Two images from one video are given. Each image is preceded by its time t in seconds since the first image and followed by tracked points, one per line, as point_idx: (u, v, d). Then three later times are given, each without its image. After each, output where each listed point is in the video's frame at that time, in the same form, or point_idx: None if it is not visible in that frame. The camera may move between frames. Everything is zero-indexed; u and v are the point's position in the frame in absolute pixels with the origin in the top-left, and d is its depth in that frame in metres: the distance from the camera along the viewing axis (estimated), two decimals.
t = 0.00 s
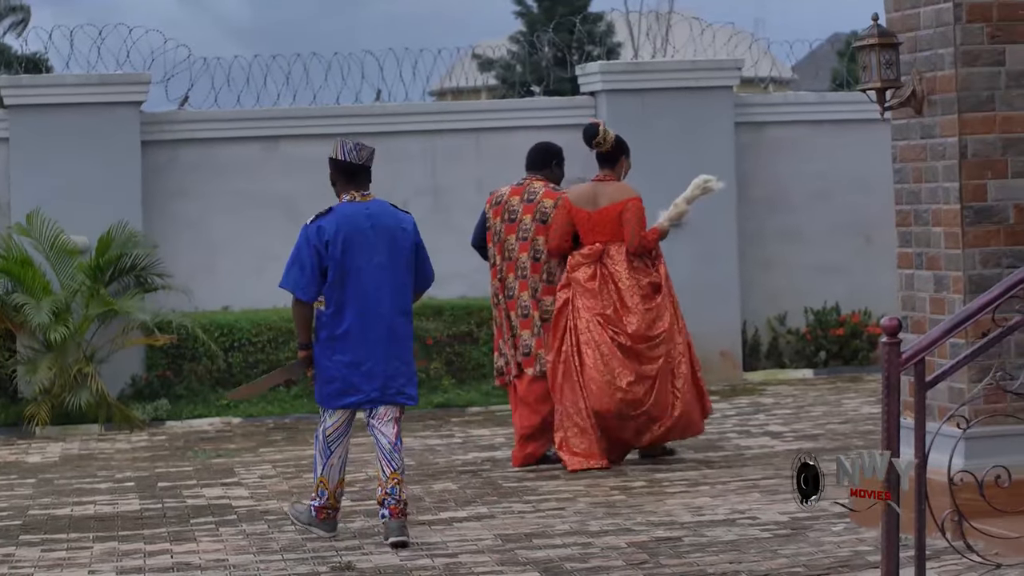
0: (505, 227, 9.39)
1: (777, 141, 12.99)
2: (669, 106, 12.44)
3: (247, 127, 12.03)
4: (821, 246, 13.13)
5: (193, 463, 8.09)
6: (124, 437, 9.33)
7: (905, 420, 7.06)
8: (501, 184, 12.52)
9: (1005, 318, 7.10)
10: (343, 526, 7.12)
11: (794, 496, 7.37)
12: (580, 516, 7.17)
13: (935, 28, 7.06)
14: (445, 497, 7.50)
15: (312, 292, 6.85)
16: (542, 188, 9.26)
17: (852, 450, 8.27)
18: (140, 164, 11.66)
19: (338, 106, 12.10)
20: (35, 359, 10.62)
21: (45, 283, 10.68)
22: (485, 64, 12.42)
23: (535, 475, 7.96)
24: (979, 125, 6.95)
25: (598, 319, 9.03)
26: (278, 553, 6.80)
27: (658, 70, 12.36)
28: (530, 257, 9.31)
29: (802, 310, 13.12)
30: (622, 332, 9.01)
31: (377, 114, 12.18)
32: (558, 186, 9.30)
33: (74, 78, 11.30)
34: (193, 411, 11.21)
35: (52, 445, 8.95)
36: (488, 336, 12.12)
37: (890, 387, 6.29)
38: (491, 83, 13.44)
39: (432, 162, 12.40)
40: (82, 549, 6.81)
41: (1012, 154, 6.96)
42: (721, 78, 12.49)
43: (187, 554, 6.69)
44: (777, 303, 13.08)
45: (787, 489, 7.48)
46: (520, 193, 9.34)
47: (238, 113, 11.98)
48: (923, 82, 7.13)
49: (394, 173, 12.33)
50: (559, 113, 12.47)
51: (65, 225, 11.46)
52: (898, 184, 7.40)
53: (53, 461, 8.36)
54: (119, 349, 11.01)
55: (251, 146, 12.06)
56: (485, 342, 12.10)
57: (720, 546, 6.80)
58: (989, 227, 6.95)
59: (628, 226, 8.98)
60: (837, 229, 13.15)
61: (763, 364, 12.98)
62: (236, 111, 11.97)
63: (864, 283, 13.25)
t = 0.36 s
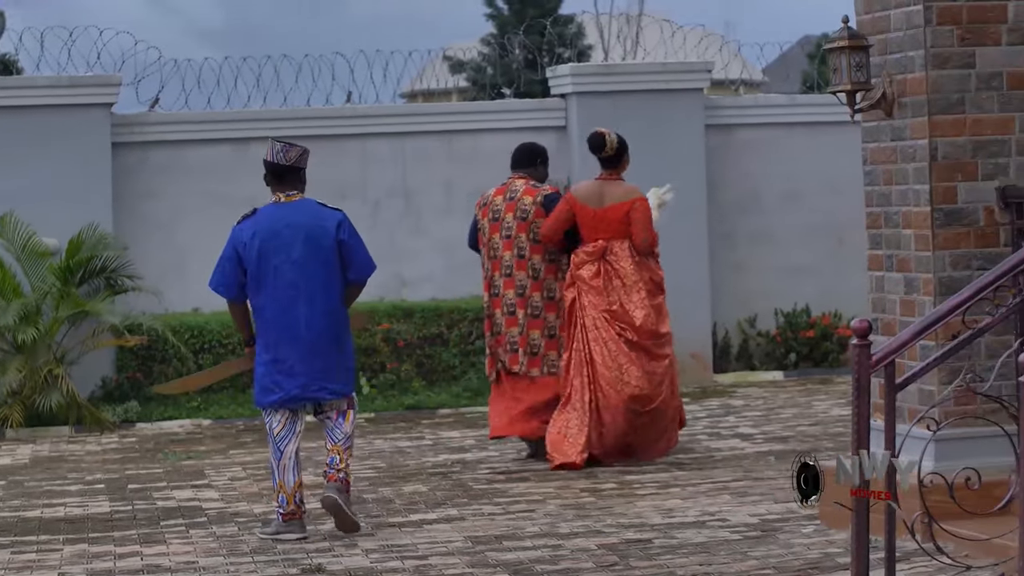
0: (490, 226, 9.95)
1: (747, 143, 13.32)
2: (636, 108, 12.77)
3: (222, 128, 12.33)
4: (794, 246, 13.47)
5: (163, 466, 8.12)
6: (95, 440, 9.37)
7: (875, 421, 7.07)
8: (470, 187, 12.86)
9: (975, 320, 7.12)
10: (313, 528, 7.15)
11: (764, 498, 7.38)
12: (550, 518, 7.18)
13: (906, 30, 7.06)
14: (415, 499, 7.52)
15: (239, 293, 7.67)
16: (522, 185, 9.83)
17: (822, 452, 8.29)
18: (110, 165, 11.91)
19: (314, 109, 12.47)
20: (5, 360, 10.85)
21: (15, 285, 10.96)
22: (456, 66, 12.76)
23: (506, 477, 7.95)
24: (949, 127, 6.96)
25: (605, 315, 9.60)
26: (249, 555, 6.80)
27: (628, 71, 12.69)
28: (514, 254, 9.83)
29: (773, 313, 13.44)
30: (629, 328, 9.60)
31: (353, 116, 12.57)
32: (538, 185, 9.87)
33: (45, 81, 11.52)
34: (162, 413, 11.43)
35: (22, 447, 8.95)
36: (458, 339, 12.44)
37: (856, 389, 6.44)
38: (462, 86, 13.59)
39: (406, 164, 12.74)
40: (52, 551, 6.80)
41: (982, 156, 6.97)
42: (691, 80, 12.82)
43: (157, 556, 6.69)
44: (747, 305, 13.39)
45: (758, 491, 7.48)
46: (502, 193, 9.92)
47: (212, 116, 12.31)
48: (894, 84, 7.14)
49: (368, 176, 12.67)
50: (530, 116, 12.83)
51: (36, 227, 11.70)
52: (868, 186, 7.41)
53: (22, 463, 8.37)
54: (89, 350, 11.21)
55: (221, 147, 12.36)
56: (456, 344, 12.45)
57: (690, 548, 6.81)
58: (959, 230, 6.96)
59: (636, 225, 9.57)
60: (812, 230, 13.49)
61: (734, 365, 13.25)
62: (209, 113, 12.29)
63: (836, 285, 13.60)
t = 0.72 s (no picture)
0: (484, 221, 10.03)
1: (713, 141, 13.45)
2: (603, 106, 12.86)
3: (187, 127, 12.43)
4: (763, 247, 13.63)
5: (129, 465, 8.15)
6: (60, 439, 9.39)
7: (842, 419, 7.09)
8: (437, 185, 12.97)
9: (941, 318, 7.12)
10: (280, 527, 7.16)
11: (731, 497, 7.38)
12: (517, 516, 7.17)
13: (872, 29, 7.07)
14: (382, 498, 7.53)
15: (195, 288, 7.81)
16: (521, 185, 9.95)
17: (788, 451, 8.30)
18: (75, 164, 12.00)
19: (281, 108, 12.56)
20: None
21: None
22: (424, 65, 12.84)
23: (472, 476, 7.94)
24: (915, 126, 6.96)
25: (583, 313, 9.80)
26: (215, 554, 6.80)
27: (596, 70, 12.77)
28: (511, 251, 9.99)
29: (740, 311, 13.61)
30: (606, 327, 9.79)
31: (319, 114, 12.66)
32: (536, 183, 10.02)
33: (11, 80, 11.67)
34: (129, 412, 11.58)
35: None
36: (425, 338, 12.50)
37: (824, 386, 6.48)
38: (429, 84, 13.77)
39: (372, 163, 12.84)
40: (17, 550, 6.79)
41: (948, 155, 6.98)
42: (659, 79, 12.90)
43: (123, 555, 6.68)
44: (716, 304, 13.55)
45: (725, 489, 7.49)
46: (499, 189, 10.01)
47: (178, 114, 12.39)
48: (860, 82, 7.14)
49: (334, 175, 12.77)
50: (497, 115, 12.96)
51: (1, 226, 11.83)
52: (835, 185, 7.41)
53: None
54: (54, 349, 11.39)
55: (187, 146, 12.45)
56: (422, 342, 12.50)
57: (657, 546, 6.81)
58: (926, 228, 6.97)
59: (628, 226, 9.74)
60: (780, 231, 13.66)
61: (700, 364, 13.46)
62: (174, 112, 12.37)
63: (800, 284, 13.77)
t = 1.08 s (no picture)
0: (496, 214, 10.54)
1: (675, 137, 13.96)
2: (564, 106, 13.32)
3: (152, 124, 12.81)
4: (727, 246, 14.10)
5: (93, 463, 8.24)
6: (25, 438, 9.45)
7: (805, 418, 7.10)
8: (401, 183, 13.40)
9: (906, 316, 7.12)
10: (244, 525, 7.16)
11: (695, 495, 7.39)
12: (480, 514, 7.17)
13: (835, 28, 7.07)
14: (347, 496, 7.53)
15: (186, 282, 8.02)
16: (536, 182, 10.40)
17: (751, 449, 8.32)
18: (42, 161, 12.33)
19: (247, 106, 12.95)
20: None
21: None
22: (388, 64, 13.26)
23: (436, 474, 7.92)
24: (880, 124, 6.96)
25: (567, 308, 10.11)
26: (179, 552, 6.80)
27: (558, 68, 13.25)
28: (524, 246, 10.47)
29: (703, 309, 14.04)
30: (589, 322, 10.07)
31: (285, 112, 13.06)
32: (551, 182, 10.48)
33: None
34: (94, 410, 11.71)
35: None
36: (389, 335, 12.80)
37: (789, 386, 6.45)
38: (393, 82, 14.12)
39: (336, 161, 13.25)
40: None
41: (912, 153, 6.98)
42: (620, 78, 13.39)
43: (87, 553, 6.69)
44: (682, 302, 13.99)
45: (689, 488, 7.50)
46: (513, 183, 10.50)
47: (144, 113, 12.77)
48: (823, 81, 7.15)
49: (298, 174, 13.17)
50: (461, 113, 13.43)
51: None
52: (798, 183, 7.42)
53: None
54: (18, 348, 11.55)
55: (153, 144, 12.85)
56: (386, 341, 12.81)
57: (621, 544, 6.81)
58: (890, 226, 6.97)
59: (612, 220, 10.03)
60: (745, 229, 14.14)
61: (666, 362, 13.78)
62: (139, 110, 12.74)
63: (764, 282, 14.24)
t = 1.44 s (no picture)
0: (482, 212, 10.93)
1: (638, 138, 14.08)
2: (523, 104, 13.41)
3: (110, 123, 12.97)
4: (688, 245, 14.31)
5: (54, 462, 8.49)
6: None
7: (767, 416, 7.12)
8: (362, 182, 13.52)
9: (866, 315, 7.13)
10: (206, 523, 7.16)
11: (656, 494, 7.40)
12: (442, 514, 7.18)
13: (796, 27, 7.08)
14: (308, 495, 7.54)
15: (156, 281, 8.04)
16: (519, 178, 10.82)
17: (712, 448, 8.35)
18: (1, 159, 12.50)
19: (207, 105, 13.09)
20: None
21: None
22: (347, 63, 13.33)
23: (397, 473, 7.92)
24: (840, 123, 6.97)
25: (567, 304, 10.61)
26: (140, 551, 6.79)
27: (521, 67, 13.35)
28: (508, 242, 10.88)
29: (664, 309, 14.21)
30: (588, 317, 10.61)
31: (244, 110, 13.20)
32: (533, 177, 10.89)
33: None
34: (54, 410, 11.80)
35: None
36: (351, 334, 12.92)
37: (749, 386, 6.53)
38: (355, 81, 14.15)
39: (295, 160, 13.37)
40: None
41: (873, 152, 6.99)
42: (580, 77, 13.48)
43: (48, 553, 6.69)
44: (643, 302, 14.16)
45: (649, 487, 7.52)
46: (497, 181, 10.90)
47: (103, 111, 12.93)
48: (785, 80, 7.16)
49: (257, 172, 13.30)
50: (420, 113, 13.53)
51: None
52: (759, 182, 7.43)
53: None
54: None
55: (114, 143, 13.01)
56: (347, 340, 12.92)
57: (581, 543, 6.81)
58: (850, 225, 6.98)
59: (601, 217, 10.64)
60: (705, 228, 14.34)
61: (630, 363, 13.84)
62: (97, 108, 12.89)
63: (724, 281, 14.45)
